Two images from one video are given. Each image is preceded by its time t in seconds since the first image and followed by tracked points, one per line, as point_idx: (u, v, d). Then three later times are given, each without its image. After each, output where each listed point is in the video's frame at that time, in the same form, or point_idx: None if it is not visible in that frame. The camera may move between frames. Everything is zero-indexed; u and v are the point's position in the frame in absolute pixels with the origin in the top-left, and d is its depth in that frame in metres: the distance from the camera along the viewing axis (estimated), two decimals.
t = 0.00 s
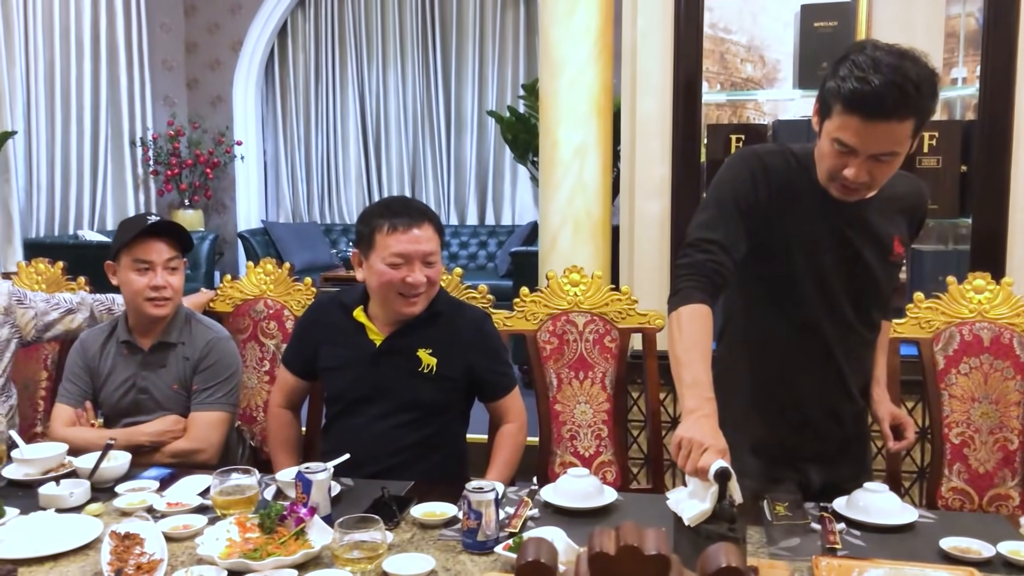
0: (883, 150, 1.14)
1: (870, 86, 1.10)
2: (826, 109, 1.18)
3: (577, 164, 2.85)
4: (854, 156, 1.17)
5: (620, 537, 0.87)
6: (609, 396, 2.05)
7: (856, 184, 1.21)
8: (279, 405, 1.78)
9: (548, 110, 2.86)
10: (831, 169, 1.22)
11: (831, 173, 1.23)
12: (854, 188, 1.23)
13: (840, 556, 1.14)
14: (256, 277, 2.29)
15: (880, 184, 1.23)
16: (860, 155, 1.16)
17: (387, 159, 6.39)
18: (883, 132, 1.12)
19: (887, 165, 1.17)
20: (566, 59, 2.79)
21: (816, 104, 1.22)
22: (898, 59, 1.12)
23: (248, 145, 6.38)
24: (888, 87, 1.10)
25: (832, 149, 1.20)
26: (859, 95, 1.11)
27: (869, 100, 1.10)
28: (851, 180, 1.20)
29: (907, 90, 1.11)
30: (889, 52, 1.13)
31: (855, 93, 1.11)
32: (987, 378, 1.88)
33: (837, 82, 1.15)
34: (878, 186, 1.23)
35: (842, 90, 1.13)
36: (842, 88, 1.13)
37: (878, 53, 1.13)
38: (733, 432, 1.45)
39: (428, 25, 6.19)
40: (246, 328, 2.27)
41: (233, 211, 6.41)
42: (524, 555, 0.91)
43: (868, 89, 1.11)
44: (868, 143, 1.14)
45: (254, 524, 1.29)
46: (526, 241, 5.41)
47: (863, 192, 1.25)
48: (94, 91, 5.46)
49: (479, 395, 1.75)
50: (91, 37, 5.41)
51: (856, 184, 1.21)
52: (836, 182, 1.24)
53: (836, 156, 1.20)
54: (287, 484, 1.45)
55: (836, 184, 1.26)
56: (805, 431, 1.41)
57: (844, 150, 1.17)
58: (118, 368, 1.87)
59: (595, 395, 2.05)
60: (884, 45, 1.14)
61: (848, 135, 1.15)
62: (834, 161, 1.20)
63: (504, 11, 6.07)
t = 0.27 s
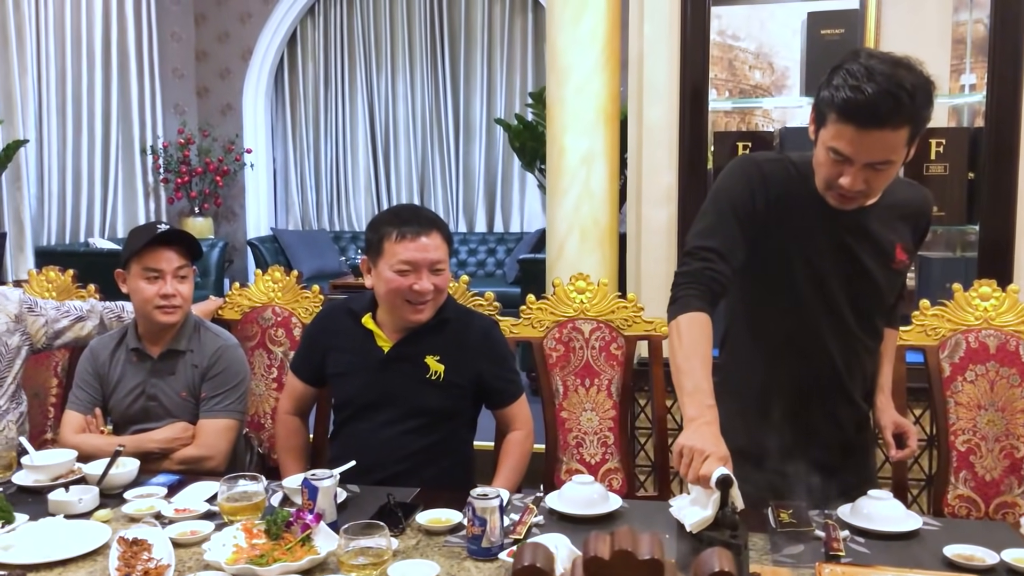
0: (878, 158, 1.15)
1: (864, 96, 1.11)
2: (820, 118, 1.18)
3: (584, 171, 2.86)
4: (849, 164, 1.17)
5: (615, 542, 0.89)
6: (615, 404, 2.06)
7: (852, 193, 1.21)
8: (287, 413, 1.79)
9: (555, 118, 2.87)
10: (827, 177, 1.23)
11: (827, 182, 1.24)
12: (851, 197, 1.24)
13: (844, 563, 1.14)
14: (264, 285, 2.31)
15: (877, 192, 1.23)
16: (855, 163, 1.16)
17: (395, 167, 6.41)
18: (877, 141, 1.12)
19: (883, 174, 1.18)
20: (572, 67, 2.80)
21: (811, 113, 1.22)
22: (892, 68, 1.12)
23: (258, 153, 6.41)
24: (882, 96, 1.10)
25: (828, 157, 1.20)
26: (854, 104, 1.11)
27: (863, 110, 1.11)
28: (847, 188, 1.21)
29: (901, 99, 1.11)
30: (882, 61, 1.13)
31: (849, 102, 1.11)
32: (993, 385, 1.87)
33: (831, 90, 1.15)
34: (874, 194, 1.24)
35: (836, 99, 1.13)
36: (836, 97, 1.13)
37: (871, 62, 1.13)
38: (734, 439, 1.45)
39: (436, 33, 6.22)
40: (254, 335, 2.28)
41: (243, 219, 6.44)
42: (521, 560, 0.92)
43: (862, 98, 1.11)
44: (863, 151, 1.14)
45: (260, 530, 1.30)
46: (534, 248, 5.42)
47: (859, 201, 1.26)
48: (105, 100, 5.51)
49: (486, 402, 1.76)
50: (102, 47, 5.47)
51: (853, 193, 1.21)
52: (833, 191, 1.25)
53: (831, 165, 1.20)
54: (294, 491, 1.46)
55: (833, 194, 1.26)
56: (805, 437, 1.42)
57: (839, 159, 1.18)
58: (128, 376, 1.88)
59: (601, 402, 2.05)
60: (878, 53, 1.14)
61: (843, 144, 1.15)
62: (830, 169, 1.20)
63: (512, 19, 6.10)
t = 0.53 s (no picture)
0: (869, 165, 1.15)
1: (852, 104, 1.12)
2: (811, 127, 1.19)
3: (587, 178, 2.87)
4: (841, 172, 1.18)
5: (612, 546, 0.93)
6: (618, 410, 2.06)
7: (845, 200, 1.22)
8: (290, 420, 1.79)
9: (559, 125, 2.88)
10: (820, 185, 1.24)
11: (821, 191, 1.25)
12: (845, 205, 1.25)
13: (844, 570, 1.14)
14: (269, 291, 2.32)
15: (870, 200, 1.24)
16: (847, 171, 1.17)
17: (400, 173, 6.43)
18: (867, 148, 1.13)
19: (875, 181, 1.18)
20: (576, 74, 2.81)
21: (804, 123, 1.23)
22: (880, 76, 1.13)
23: (263, 159, 6.43)
24: (870, 103, 1.11)
25: (819, 166, 1.21)
26: (843, 112, 1.12)
27: (851, 117, 1.12)
28: (840, 196, 1.22)
29: (890, 106, 1.12)
30: (871, 70, 1.14)
31: (837, 111, 1.12)
32: (995, 393, 1.87)
33: (821, 100, 1.16)
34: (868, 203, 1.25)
35: (825, 108, 1.14)
36: (825, 106, 1.14)
37: (860, 71, 1.15)
38: (732, 445, 1.47)
39: (441, 40, 6.24)
40: (258, 341, 2.29)
41: (248, 225, 6.46)
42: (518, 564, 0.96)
43: (850, 106, 1.12)
44: (853, 159, 1.15)
45: (262, 535, 1.31)
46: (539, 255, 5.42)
47: (854, 209, 1.27)
48: (111, 106, 5.54)
49: (486, 407, 1.76)
50: (108, 54, 5.50)
51: (846, 201, 1.22)
52: (827, 200, 1.27)
53: (824, 174, 1.21)
54: (296, 497, 1.46)
55: (827, 202, 1.28)
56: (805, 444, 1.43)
57: (831, 167, 1.19)
58: (132, 381, 1.89)
59: (604, 408, 2.06)
60: (867, 63, 1.16)
61: (834, 152, 1.16)
62: (822, 177, 1.22)
63: (516, 26, 6.12)
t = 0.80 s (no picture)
0: (861, 172, 1.16)
1: (843, 111, 1.12)
2: (804, 135, 1.20)
3: (586, 183, 2.87)
4: (834, 180, 1.18)
5: (606, 551, 0.96)
6: (615, 415, 2.06)
7: (838, 208, 1.23)
8: (286, 423, 1.79)
9: (558, 130, 2.89)
10: (813, 193, 1.24)
11: (815, 200, 1.25)
12: (838, 213, 1.25)
13: None
14: (267, 294, 2.32)
15: (864, 207, 1.25)
16: (839, 178, 1.18)
17: (399, 177, 6.44)
18: (859, 155, 1.13)
19: (868, 188, 1.19)
20: (575, 79, 2.82)
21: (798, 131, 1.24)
22: (872, 84, 1.14)
23: (263, 163, 6.44)
24: (861, 110, 1.12)
25: (812, 174, 1.21)
26: (834, 120, 1.13)
27: (842, 124, 1.12)
28: (833, 204, 1.23)
29: (881, 113, 1.12)
30: (863, 78, 1.15)
31: (828, 118, 1.13)
32: (993, 400, 1.87)
33: (812, 107, 1.17)
34: (861, 211, 1.25)
35: (817, 115, 1.15)
36: (816, 113, 1.15)
37: (852, 79, 1.15)
38: (725, 450, 1.47)
39: (441, 45, 6.25)
40: (256, 344, 2.29)
41: (247, 229, 6.46)
42: (514, 567, 0.99)
43: (840, 113, 1.12)
44: (845, 166, 1.15)
45: (259, 539, 1.30)
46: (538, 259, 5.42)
47: (847, 217, 1.27)
48: (110, 109, 5.55)
49: (483, 411, 1.76)
50: (108, 56, 5.51)
51: (839, 208, 1.22)
52: (820, 208, 1.26)
53: (816, 181, 1.21)
54: (293, 500, 1.46)
55: (820, 210, 1.28)
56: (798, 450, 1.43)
57: (823, 174, 1.19)
58: (130, 383, 1.89)
59: (602, 413, 2.06)
60: (859, 71, 1.16)
61: (826, 159, 1.16)
62: (815, 185, 1.22)
63: (516, 31, 6.12)
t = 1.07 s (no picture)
0: (852, 176, 1.16)
1: (833, 114, 1.13)
2: (795, 138, 1.20)
3: (585, 185, 2.87)
4: (825, 183, 1.19)
5: (603, 553, 0.96)
6: (613, 416, 2.06)
7: (831, 211, 1.24)
8: (284, 424, 1.79)
9: (558, 131, 2.89)
10: (805, 197, 1.25)
11: (807, 203, 1.26)
12: (831, 218, 1.27)
13: None
14: (266, 294, 2.33)
15: (857, 212, 1.25)
16: (830, 182, 1.18)
17: (398, 178, 6.44)
18: (850, 158, 1.14)
19: (859, 192, 1.19)
20: (574, 81, 2.82)
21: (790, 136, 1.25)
22: (862, 88, 1.14)
23: (262, 163, 6.44)
24: (851, 113, 1.13)
25: (804, 177, 1.22)
26: (824, 123, 1.14)
27: (832, 127, 1.13)
28: (825, 207, 1.24)
29: (871, 117, 1.13)
30: (853, 82, 1.16)
31: (819, 121, 1.14)
32: (989, 404, 1.88)
33: (803, 111, 1.17)
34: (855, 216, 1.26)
35: (807, 119, 1.15)
36: (807, 117, 1.16)
37: (843, 83, 1.16)
38: (719, 454, 1.47)
39: (441, 46, 6.26)
40: (254, 344, 2.29)
41: (246, 229, 6.45)
42: (510, 570, 0.99)
43: (831, 116, 1.13)
44: (837, 170, 1.16)
45: (256, 539, 1.30)
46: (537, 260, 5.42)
47: (840, 221, 1.28)
48: (110, 108, 5.55)
49: (480, 413, 1.77)
50: (107, 55, 5.51)
51: (832, 211, 1.23)
52: (812, 211, 1.28)
53: (809, 185, 1.22)
54: (290, 500, 1.47)
55: (812, 214, 1.29)
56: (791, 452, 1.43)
57: (815, 177, 1.20)
58: (129, 381, 1.89)
59: (599, 414, 2.06)
60: (849, 75, 1.17)
61: (817, 162, 1.17)
62: (807, 188, 1.23)
63: (516, 32, 6.13)
